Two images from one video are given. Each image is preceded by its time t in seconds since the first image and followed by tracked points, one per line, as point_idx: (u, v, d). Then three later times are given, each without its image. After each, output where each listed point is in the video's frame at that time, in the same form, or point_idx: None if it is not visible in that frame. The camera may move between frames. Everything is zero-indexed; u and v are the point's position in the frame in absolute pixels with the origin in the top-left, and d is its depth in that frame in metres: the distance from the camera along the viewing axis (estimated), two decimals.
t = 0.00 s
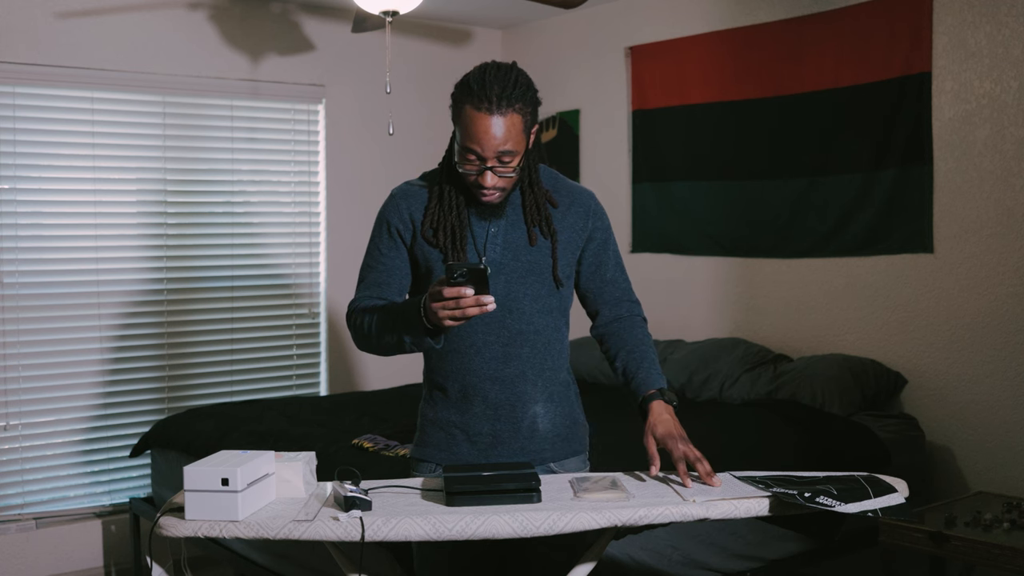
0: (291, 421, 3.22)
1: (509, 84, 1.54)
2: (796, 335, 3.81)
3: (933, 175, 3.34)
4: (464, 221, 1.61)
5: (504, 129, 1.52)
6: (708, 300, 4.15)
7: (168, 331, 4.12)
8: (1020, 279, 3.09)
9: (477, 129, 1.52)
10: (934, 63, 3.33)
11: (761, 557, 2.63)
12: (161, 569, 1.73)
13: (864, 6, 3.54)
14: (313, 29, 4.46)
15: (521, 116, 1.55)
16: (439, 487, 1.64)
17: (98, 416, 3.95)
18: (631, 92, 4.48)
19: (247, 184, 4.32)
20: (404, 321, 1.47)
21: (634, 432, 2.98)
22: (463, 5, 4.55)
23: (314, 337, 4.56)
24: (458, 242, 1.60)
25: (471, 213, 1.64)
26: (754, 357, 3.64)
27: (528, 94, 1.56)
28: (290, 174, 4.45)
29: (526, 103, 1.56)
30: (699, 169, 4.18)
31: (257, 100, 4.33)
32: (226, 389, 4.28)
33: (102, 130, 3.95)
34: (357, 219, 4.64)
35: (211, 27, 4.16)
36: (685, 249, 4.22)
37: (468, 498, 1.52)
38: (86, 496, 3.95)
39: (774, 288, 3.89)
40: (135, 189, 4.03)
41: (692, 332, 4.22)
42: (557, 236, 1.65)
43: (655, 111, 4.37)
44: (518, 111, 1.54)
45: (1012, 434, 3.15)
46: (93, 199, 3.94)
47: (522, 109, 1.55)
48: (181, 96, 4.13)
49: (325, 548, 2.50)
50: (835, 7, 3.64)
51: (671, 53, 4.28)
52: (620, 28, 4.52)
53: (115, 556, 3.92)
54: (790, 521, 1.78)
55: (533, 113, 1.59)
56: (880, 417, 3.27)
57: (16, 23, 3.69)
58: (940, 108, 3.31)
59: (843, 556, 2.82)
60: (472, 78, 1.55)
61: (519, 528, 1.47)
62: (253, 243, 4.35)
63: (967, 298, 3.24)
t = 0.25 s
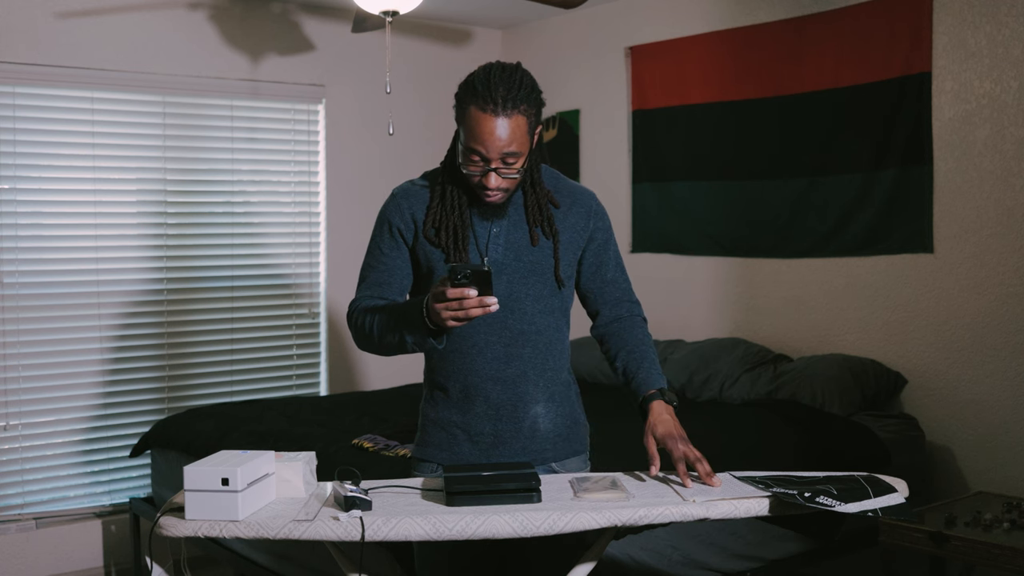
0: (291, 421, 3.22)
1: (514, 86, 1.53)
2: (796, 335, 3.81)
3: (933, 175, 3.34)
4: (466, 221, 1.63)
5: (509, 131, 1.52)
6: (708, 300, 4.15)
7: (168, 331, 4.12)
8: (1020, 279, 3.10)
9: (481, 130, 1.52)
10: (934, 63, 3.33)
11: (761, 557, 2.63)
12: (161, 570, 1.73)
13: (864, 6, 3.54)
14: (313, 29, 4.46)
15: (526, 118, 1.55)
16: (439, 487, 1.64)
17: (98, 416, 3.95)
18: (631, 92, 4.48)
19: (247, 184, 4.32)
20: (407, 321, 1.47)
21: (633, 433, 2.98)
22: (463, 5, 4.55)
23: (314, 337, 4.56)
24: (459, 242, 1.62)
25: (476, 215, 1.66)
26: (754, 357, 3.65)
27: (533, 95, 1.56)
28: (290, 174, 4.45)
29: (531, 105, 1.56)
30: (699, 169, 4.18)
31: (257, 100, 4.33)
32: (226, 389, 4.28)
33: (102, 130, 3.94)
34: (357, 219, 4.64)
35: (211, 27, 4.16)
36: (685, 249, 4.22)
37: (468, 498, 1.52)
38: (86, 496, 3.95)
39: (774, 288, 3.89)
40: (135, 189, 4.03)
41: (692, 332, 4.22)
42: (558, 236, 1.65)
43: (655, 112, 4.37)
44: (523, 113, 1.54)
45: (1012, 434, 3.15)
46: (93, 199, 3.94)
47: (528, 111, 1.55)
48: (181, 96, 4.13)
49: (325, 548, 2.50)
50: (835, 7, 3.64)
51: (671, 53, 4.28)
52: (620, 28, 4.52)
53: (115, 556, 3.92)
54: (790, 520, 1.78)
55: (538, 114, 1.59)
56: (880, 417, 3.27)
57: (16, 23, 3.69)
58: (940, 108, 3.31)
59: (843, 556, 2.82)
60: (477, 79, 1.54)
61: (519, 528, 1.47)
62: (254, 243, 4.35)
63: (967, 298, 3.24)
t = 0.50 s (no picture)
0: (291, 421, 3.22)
1: (517, 87, 1.54)
2: (796, 335, 3.81)
3: (933, 175, 3.34)
4: (467, 221, 1.63)
5: (512, 132, 1.53)
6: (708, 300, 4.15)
7: (168, 331, 4.12)
8: (1019, 279, 3.10)
9: (484, 131, 1.52)
10: (934, 63, 3.33)
11: (761, 557, 2.62)
12: (161, 570, 1.73)
13: (864, 6, 3.54)
14: (313, 29, 4.46)
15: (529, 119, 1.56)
16: (440, 487, 1.64)
17: (97, 416, 3.95)
18: (631, 92, 4.48)
19: (247, 184, 4.33)
20: (408, 320, 1.47)
21: (634, 433, 2.98)
22: (463, 5, 4.55)
23: (314, 337, 4.56)
24: (461, 242, 1.61)
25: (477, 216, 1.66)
26: (754, 357, 3.65)
27: (535, 96, 1.56)
28: (290, 174, 4.45)
29: (534, 106, 1.56)
30: (699, 169, 4.18)
31: (257, 100, 4.33)
32: (226, 389, 4.28)
33: (102, 130, 3.94)
34: (357, 219, 4.64)
35: (211, 27, 4.16)
36: (685, 249, 4.22)
37: (468, 498, 1.52)
38: (86, 496, 3.94)
39: (774, 287, 3.89)
40: (135, 189, 4.03)
41: (692, 332, 4.22)
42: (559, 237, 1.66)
43: (655, 112, 4.37)
44: (526, 113, 1.54)
45: (1012, 433, 3.15)
46: (93, 199, 3.93)
47: (530, 112, 1.55)
48: (181, 96, 4.13)
49: (325, 548, 2.50)
50: (835, 7, 3.64)
51: (671, 53, 4.28)
52: (620, 28, 4.52)
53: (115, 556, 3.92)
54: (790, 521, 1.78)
55: (539, 115, 1.60)
56: (880, 417, 3.27)
57: (16, 23, 3.69)
58: (940, 108, 3.31)
59: (843, 556, 2.82)
60: (480, 79, 1.55)
61: (519, 528, 1.47)
62: (254, 244, 4.35)
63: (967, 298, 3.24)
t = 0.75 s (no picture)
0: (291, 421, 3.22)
1: (420, 83, 1.58)
2: (796, 335, 3.81)
3: (934, 175, 3.34)
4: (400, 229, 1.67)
5: (422, 126, 1.56)
6: (708, 300, 4.15)
7: (168, 331, 4.12)
8: (1020, 279, 3.10)
9: (392, 129, 1.56)
10: (934, 63, 3.33)
11: (761, 558, 2.64)
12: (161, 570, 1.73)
13: (864, 6, 3.54)
14: (313, 30, 4.46)
15: (440, 114, 1.59)
16: (439, 487, 1.61)
17: (96, 416, 3.94)
18: (631, 92, 4.48)
19: (247, 184, 4.33)
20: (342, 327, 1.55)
21: (633, 433, 2.98)
22: (463, 5, 4.55)
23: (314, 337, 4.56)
24: (395, 245, 1.66)
25: (413, 220, 1.68)
26: (754, 357, 3.64)
27: (442, 90, 1.60)
28: (290, 174, 4.45)
29: (437, 100, 1.59)
30: (699, 169, 4.18)
31: (257, 100, 4.33)
32: (226, 389, 4.28)
33: (102, 129, 3.94)
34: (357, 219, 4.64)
35: (211, 27, 4.16)
36: (685, 249, 4.22)
37: (468, 498, 1.52)
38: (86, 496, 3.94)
39: (774, 287, 3.89)
40: (135, 189, 4.03)
41: (692, 332, 4.22)
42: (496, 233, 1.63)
43: (655, 112, 4.37)
44: (430, 107, 1.58)
45: (1012, 433, 3.15)
46: (93, 199, 3.93)
47: (437, 105, 1.59)
48: (181, 96, 4.13)
49: (325, 548, 2.50)
50: (835, 7, 3.64)
51: (671, 53, 4.28)
52: (620, 28, 4.52)
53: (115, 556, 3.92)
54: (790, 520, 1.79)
55: (450, 110, 1.62)
56: (880, 417, 3.27)
57: (16, 23, 3.69)
58: (940, 108, 3.31)
59: (843, 556, 2.82)
60: (386, 85, 1.60)
61: (519, 528, 1.47)
62: (255, 244, 4.35)
63: (967, 298, 3.24)
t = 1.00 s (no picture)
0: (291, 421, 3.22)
1: (406, 84, 1.58)
2: (796, 335, 3.81)
3: (933, 175, 3.34)
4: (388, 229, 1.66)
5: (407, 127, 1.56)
6: (708, 300, 4.15)
7: (168, 331, 4.11)
8: (1020, 279, 3.10)
9: (378, 129, 1.56)
10: (934, 63, 3.33)
11: (761, 557, 2.64)
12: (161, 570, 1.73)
13: (864, 6, 3.54)
14: (313, 30, 4.47)
15: (426, 114, 1.59)
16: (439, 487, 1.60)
17: (96, 416, 3.94)
18: (631, 92, 4.48)
19: (247, 184, 4.33)
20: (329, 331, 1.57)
21: (633, 433, 2.98)
22: (463, 5, 4.55)
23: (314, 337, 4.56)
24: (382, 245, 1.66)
25: (399, 220, 1.67)
26: (754, 357, 3.64)
27: (428, 90, 1.60)
28: (290, 174, 4.45)
29: (423, 101, 1.59)
30: (699, 169, 4.18)
31: (257, 100, 4.33)
32: (226, 389, 4.28)
33: (102, 129, 3.95)
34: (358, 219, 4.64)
35: (211, 27, 4.17)
36: (685, 249, 4.22)
37: (468, 498, 1.52)
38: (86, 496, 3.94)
39: (774, 287, 3.89)
40: (134, 188, 4.03)
41: (692, 332, 4.22)
42: (483, 234, 1.63)
43: (655, 112, 4.37)
44: (416, 107, 1.58)
45: (1012, 434, 3.15)
46: (93, 200, 3.93)
47: (422, 105, 1.59)
48: (181, 96, 4.13)
49: (325, 547, 2.50)
50: (835, 7, 3.64)
51: (671, 53, 4.28)
52: (620, 28, 4.52)
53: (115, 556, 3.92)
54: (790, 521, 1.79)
55: (437, 111, 1.62)
56: (880, 417, 3.27)
57: (16, 23, 3.69)
58: (940, 108, 3.31)
59: (843, 556, 2.83)
60: (371, 85, 1.59)
61: (519, 528, 1.47)
62: (255, 243, 4.35)
63: (967, 298, 3.24)
